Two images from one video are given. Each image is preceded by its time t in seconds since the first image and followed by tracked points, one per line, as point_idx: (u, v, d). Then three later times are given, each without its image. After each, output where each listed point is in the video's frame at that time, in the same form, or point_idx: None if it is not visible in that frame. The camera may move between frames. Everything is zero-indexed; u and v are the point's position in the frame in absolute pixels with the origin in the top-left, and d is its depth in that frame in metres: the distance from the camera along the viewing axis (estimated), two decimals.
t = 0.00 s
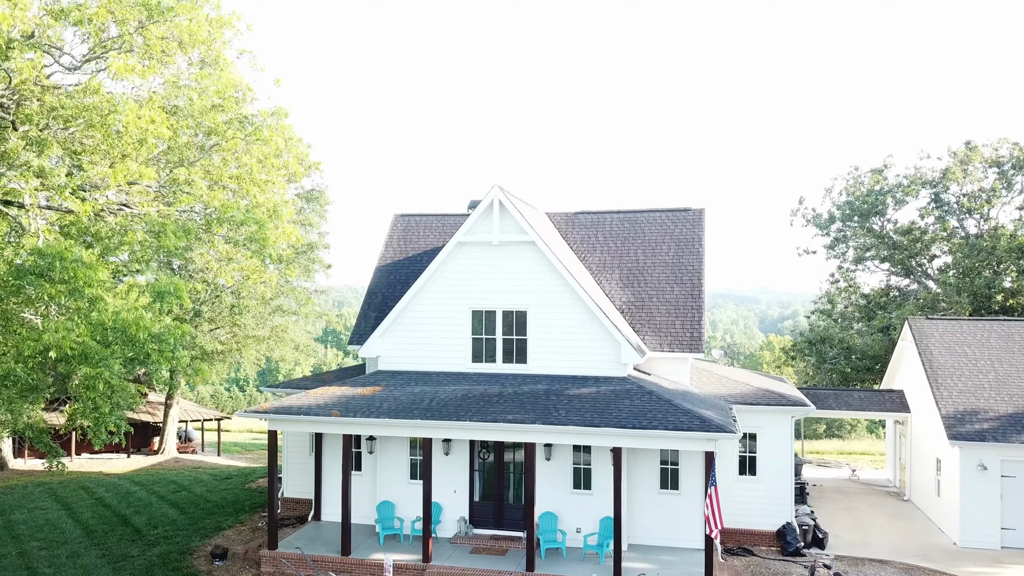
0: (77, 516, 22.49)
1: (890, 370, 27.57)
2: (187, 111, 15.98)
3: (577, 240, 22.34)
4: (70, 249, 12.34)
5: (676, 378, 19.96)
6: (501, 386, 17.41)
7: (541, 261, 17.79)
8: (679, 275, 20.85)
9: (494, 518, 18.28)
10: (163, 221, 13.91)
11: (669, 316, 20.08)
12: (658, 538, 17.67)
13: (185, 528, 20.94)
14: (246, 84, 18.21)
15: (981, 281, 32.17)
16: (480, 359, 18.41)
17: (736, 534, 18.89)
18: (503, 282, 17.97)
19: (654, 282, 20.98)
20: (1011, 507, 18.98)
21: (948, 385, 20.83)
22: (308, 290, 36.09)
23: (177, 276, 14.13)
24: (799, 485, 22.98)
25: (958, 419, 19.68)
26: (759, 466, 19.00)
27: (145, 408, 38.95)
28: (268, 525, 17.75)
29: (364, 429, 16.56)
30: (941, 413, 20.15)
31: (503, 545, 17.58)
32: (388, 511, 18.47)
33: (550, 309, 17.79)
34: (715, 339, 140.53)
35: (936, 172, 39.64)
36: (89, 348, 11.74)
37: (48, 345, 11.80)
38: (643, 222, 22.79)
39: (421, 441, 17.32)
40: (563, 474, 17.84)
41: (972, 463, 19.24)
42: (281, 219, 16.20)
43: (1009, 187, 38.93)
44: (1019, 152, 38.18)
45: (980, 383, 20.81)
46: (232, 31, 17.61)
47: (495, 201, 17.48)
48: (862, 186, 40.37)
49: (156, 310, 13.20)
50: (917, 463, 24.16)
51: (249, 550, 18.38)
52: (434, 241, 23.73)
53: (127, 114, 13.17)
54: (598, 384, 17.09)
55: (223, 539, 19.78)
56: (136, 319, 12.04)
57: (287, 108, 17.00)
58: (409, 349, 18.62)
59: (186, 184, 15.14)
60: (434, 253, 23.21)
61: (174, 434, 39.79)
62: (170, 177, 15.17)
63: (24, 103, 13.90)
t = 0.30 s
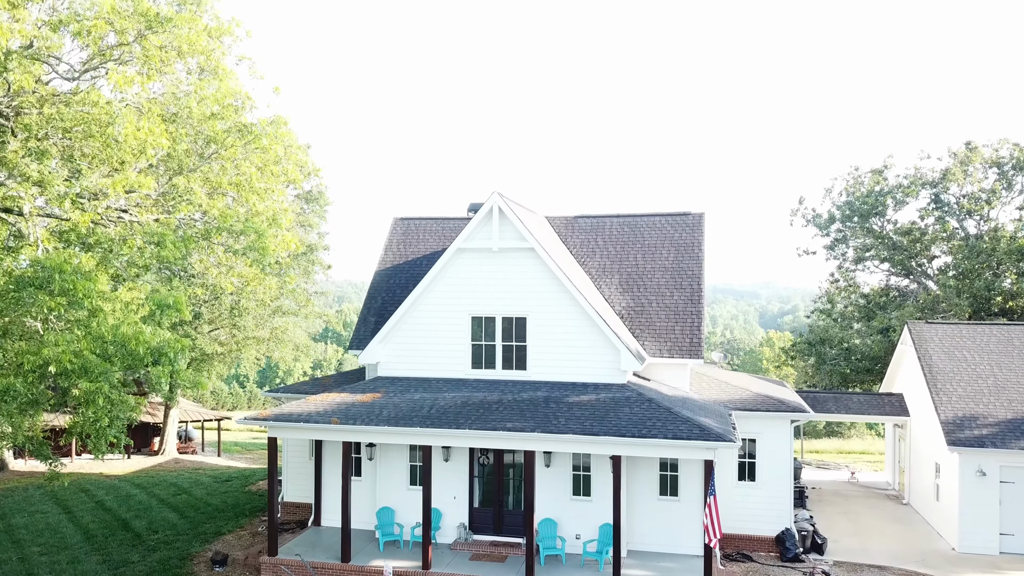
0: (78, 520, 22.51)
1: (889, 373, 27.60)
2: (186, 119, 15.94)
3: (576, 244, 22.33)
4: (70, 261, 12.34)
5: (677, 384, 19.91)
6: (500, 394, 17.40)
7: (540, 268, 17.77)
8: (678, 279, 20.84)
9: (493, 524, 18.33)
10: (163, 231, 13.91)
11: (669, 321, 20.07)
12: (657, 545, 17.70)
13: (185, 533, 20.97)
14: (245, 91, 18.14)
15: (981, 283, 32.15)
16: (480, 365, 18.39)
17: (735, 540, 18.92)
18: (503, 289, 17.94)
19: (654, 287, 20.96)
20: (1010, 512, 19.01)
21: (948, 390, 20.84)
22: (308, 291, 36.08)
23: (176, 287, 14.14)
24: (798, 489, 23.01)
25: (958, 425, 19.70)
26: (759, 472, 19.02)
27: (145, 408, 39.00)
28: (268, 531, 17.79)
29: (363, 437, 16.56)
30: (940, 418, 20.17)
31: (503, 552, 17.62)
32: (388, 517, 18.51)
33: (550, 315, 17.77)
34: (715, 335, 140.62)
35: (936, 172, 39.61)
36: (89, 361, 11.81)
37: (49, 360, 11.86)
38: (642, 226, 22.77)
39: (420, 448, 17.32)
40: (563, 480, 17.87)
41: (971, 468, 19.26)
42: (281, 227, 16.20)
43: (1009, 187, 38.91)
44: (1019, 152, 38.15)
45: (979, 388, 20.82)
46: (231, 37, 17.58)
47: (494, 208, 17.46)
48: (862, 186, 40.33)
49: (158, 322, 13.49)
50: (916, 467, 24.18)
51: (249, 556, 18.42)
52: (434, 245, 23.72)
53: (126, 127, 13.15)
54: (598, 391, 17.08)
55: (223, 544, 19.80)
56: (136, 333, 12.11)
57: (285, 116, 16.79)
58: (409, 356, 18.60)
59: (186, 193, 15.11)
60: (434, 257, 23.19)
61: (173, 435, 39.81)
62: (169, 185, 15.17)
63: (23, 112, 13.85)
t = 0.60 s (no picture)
0: (78, 526, 22.53)
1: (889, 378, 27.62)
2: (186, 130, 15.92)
3: (576, 250, 22.33)
4: (68, 276, 12.44)
5: (676, 391, 19.93)
6: (500, 403, 17.38)
7: (540, 277, 17.73)
8: (678, 286, 20.82)
9: (493, 532, 18.38)
10: (164, 247, 13.80)
11: (669, 329, 20.06)
12: (656, 553, 17.73)
13: (186, 540, 21.01)
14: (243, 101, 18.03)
15: (981, 286, 32.12)
16: (479, 373, 18.38)
17: (735, 547, 18.96)
18: (503, 298, 17.91)
19: (654, 294, 20.95)
20: (1009, 520, 19.04)
21: (947, 397, 20.86)
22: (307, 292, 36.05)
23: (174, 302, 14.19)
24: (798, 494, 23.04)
25: (957, 433, 19.71)
26: (758, 480, 19.04)
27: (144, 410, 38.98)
28: (268, 540, 17.83)
29: (362, 446, 16.56)
30: (939, 426, 20.18)
31: (503, 560, 17.67)
32: (388, 525, 18.54)
33: (550, 324, 17.75)
34: (715, 333, 140.68)
35: (937, 174, 39.55)
36: (88, 381, 11.81)
37: (48, 380, 11.85)
38: (642, 232, 22.75)
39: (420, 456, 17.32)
40: (562, 489, 17.90)
41: (970, 476, 19.28)
42: (280, 238, 16.13)
43: (1009, 189, 38.86)
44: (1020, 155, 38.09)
45: (979, 395, 20.83)
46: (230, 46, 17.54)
47: (494, 216, 17.43)
48: (862, 188, 40.26)
49: (155, 338, 13.46)
50: (915, 472, 24.21)
51: (249, 565, 18.48)
52: (434, 251, 23.71)
53: (124, 142, 12.91)
54: (598, 401, 17.06)
55: (223, 552, 19.84)
56: (137, 354, 12.24)
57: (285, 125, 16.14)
58: (409, 364, 18.60)
59: (185, 207, 15.08)
60: (433, 263, 23.16)
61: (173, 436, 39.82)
62: (169, 197, 15.14)
63: (22, 124, 13.76)
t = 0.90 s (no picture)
0: (79, 532, 22.59)
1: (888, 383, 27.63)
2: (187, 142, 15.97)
3: (576, 257, 22.33)
4: (67, 292, 12.45)
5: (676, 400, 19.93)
6: (500, 413, 17.39)
7: (540, 287, 17.73)
8: (678, 294, 20.82)
9: (493, 541, 18.43)
10: (163, 261, 13.95)
11: (669, 337, 20.06)
12: (656, 563, 17.77)
13: (186, 548, 21.08)
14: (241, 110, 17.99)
15: (981, 290, 32.08)
16: (479, 383, 18.37)
17: (734, 555, 18.99)
18: (503, 308, 17.91)
19: (654, 301, 20.95)
20: (1008, 529, 19.06)
21: (947, 405, 20.88)
22: (307, 295, 36.03)
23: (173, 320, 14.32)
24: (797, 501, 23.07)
25: (957, 441, 19.73)
26: (757, 488, 19.06)
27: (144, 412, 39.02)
28: (268, 549, 17.87)
29: (362, 457, 16.57)
30: (939, 434, 20.20)
31: (503, 570, 17.73)
32: (388, 534, 18.58)
33: (550, 335, 17.75)
34: (715, 330, 140.67)
35: (937, 176, 39.48)
36: (88, 399, 11.89)
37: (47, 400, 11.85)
38: (642, 239, 22.74)
39: (420, 466, 17.35)
40: (562, 499, 17.94)
41: (970, 485, 19.30)
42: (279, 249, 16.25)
43: (1010, 191, 38.78)
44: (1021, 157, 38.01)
45: (979, 403, 20.85)
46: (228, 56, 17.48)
47: (494, 227, 17.42)
48: (863, 190, 40.20)
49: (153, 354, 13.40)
50: (915, 478, 24.24)
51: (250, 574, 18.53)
52: (434, 257, 23.72)
53: (124, 158, 12.87)
54: (598, 411, 17.07)
55: (224, 560, 19.92)
56: (137, 373, 12.44)
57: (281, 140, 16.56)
58: (409, 373, 18.61)
59: (185, 220, 15.15)
60: (433, 270, 23.15)
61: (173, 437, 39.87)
62: (168, 211, 15.20)
63: (22, 137, 13.67)
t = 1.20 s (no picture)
0: (82, 526, 22.72)
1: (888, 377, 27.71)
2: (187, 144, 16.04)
3: (576, 253, 22.33)
4: (67, 296, 12.44)
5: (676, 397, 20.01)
6: (500, 411, 17.45)
7: (540, 286, 17.74)
8: (679, 291, 20.82)
9: (493, 537, 18.56)
10: (163, 265, 14.00)
11: (669, 334, 20.08)
12: (655, 559, 17.91)
13: (189, 542, 21.22)
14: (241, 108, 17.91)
15: (981, 284, 32.06)
16: (480, 381, 18.44)
17: (733, 551, 19.13)
18: (503, 307, 17.94)
19: (654, 299, 20.96)
20: (1006, 525, 19.19)
21: (946, 401, 20.96)
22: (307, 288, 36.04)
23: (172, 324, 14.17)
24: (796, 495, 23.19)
25: (955, 438, 19.81)
26: (756, 485, 19.17)
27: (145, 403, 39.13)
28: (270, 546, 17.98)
29: (363, 455, 16.65)
30: (938, 431, 20.28)
31: (503, 566, 17.87)
32: (388, 530, 18.71)
33: (550, 333, 17.78)
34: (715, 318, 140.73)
35: (939, 168, 39.37)
36: (90, 408, 11.84)
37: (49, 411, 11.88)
38: (642, 235, 22.72)
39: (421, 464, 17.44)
40: (562, 496, 18.05)
41: (968, 482, 19.40)
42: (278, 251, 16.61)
43: (1011, 184, 38.68)
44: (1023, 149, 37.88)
45: (978, 400, 20.93)
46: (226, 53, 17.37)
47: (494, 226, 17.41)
48: (863, 182, 40.10)
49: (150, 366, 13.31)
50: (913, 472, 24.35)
51: (252, 569, 18.67)
52: (434, 253, 23.70)
53: (123, 164, 12.86)
54: (598, 410, 17.13)
55: (226, 555, 20.05)
56: (138, 382, 12.24)
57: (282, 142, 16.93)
58: (409, 371, 18.67)
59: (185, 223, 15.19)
60: (433, 266, 23.15)
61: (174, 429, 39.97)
62: (168, 212, 15.30)
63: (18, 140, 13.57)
